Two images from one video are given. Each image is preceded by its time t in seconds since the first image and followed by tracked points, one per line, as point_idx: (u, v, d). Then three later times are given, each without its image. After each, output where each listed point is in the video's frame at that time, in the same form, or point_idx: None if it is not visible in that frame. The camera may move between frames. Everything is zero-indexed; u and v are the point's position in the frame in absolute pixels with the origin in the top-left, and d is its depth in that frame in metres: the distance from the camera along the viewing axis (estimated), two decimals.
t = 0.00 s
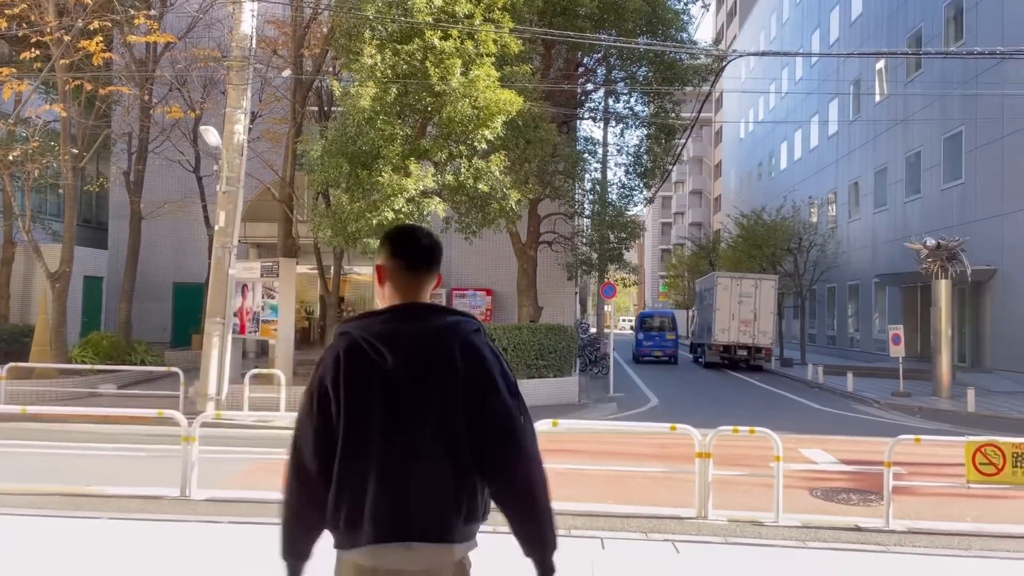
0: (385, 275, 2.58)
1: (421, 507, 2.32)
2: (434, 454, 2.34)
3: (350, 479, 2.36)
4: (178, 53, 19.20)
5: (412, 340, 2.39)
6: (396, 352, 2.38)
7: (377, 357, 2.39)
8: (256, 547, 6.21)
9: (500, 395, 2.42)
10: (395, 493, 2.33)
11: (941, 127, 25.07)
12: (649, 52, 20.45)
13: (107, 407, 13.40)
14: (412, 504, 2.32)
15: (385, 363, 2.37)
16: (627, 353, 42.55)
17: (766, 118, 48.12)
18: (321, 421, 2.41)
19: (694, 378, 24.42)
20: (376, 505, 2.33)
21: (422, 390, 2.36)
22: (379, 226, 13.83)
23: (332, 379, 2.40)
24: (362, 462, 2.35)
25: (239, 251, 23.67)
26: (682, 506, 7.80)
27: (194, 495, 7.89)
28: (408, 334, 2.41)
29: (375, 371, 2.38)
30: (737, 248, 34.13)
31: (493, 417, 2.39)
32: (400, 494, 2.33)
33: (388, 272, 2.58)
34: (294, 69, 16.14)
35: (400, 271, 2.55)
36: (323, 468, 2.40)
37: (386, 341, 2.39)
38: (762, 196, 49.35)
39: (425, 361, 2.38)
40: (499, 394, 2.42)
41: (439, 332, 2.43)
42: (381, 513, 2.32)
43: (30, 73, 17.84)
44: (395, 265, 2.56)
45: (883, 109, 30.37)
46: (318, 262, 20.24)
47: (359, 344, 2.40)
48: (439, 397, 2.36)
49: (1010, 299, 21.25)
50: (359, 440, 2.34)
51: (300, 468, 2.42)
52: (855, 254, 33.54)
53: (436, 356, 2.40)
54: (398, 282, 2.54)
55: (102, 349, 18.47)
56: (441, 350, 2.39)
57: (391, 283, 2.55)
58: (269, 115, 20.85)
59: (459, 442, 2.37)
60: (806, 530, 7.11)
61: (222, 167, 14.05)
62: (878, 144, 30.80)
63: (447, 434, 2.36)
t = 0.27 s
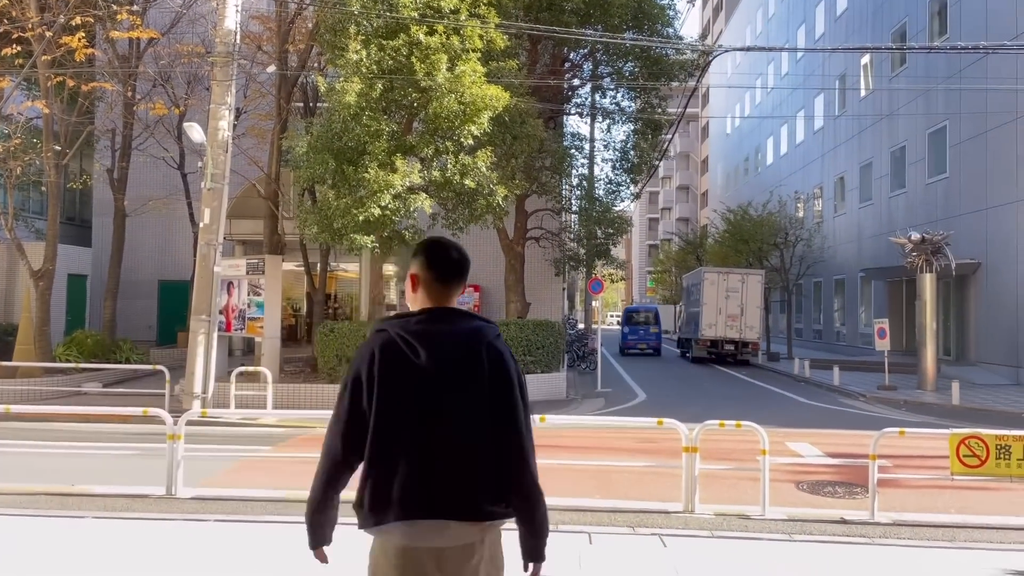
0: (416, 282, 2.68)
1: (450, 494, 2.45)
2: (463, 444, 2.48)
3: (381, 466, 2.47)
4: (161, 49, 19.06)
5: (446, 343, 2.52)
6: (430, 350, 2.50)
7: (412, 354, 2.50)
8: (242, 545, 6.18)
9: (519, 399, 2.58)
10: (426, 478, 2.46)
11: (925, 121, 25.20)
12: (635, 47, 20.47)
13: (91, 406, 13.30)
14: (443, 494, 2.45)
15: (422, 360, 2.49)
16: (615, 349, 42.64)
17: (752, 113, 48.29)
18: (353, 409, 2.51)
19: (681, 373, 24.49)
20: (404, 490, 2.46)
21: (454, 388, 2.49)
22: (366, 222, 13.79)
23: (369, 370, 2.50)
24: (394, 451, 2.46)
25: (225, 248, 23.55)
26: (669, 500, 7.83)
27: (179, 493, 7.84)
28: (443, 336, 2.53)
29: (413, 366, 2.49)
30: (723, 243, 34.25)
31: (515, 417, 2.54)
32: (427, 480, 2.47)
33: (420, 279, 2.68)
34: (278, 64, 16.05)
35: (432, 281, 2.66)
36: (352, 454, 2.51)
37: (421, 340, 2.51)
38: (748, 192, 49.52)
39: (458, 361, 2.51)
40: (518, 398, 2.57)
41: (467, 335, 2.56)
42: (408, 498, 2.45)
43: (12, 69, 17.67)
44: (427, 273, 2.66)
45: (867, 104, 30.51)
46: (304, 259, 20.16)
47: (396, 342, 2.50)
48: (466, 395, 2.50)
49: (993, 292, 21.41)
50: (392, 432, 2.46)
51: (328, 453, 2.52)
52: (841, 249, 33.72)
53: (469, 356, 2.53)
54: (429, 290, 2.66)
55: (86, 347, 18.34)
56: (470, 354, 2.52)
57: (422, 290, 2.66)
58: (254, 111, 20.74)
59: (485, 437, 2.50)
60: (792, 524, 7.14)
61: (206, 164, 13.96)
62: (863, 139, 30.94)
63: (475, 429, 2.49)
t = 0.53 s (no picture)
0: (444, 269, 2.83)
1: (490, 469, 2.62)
2: (501, 426, 2.63)
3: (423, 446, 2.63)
4: (148, 45, 18.94)
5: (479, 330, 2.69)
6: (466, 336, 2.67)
7: (448, 340, 2.65)
8: (232, 542, 6.15)
9: (543, 377, 2.77)
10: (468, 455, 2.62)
11: (913, 115, 25.31)
12: (624, 42, 20.47)
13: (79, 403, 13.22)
14: (484, 468, 2.61)
15: (460, 344, 2.65)
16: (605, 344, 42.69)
17: (742, 108, 48.40)
18: (389, 393, 2.66)
19: (672, 368, 24.54)
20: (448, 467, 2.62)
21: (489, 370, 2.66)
22: (355, 218, 13.76)
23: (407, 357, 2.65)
24: (436, 431, 2.62)
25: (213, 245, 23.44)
26: (659, 493, 7.84)
27: (168, 490, 7.80)
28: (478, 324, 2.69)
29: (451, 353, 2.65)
30: (713, 237, 34.32)
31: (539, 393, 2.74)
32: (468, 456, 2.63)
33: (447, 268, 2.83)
34: (266, 59, 15.97)
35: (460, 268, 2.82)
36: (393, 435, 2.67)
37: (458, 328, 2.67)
38: (737, 186, 49.61)
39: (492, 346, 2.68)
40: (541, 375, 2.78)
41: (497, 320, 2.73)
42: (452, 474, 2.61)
43: None
44: (455, 261, 2.82)
45: (856, 99, 30.62)
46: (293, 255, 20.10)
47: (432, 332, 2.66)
48: (501, 379, 2.65)
49: (981, 286, 21.54)
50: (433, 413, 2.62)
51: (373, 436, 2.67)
52: (830, 243, 33.84)
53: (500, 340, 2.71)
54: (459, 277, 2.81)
55: (74, 345, 18.24)
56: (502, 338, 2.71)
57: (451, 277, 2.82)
58: (242, 107, 20.65)
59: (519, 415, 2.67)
60: (782, 516, 7.16)
61: (193, 160, 13.89)
62: (852, 134, 31.05)
63: (511, 407, 2.65)
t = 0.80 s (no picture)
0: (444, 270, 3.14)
1: (509, 450, 2.93)
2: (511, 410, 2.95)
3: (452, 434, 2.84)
4: (137, 40, 18.82)
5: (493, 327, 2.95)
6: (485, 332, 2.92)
7: (474, 333, 2.90)
8: (223, 538, 6.13)
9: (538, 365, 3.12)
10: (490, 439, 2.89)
11: (904, 109, 25.36)
12: (616, 36, 20.44)
13: (70, 400, 13.16)
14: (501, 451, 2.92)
15: (481, 340, 2.89)
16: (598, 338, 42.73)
17: (734, 102, 48.44)
18: (422, 384, 2.82)
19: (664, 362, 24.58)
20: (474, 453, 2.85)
21: (503, 363, 2.95)
22: (346, 213, 13.72)
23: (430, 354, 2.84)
24: (467, 420, 2.83)
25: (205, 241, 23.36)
26: (651, 487, 7.86)
27: (160, 487, 7.79)
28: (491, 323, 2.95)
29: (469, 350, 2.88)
30: (705, 232, 34.35)
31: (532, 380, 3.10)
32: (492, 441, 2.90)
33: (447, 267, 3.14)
34: (256, 54, 15.89)
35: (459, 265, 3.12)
36: (428, 426, 2.83)
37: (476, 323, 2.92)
38: (730, 181, 49.68)
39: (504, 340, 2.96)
40: (538, 364, 3.11)
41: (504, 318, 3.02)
42: (478, 457, 2.85)
43: None
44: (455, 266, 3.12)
45: (847, 93, 30.67)
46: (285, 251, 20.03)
47: (454, 328, 2.87)
48: (513, 370, 2.97)
49: (971, 279, 21.64)
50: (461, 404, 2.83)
51: (409, 427, 2.82)
52: (821, 237, 33.93)
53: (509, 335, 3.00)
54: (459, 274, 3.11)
55: (65, 342, 18.15)
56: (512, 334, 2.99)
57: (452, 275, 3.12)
58: (233, 102, 20.55)
59: (521, 401, 2.99)
60: (773, 509, 7.19)
61: (184, 155, 13.82)
62: (843, 128, 31.11)
63: (515, 394, 2.97)
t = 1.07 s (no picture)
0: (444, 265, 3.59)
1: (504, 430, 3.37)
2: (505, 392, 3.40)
3: (463, 412, 3.33)
4: (128, 35, 18.70)
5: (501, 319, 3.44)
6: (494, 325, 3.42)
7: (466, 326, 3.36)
8: (217, 536, 6.10)
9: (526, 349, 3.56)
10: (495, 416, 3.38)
11: (898, 103, 25.38)
12: (610, 30, 20.39)
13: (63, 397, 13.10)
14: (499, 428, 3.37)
15: (490, 333, 3.38)
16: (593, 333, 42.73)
17: (728, 97, 48.43)
18: (422, 368, 3.32)
19: (658, 357, 24.60)
20: (480, 429, 3.34)
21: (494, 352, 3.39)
22: (340, 208, 13.66)
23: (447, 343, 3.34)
24: (461, 406, 3.32)
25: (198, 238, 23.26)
26: (645, 482, 7.86)
27: (153, 484, 7.77)
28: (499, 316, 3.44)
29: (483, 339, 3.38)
30: (700, 227, 34.37)
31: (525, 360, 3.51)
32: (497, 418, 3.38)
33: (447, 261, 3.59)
34: (248, 49, 15.81)
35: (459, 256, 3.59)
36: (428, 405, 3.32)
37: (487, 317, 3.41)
38: (724, 175, 49.67)
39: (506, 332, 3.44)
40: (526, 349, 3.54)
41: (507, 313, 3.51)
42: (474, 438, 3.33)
43: None
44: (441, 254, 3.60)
45: (841, 87, 30.68)
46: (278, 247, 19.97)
47: (447, 327, 3.35)
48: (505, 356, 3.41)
49: (964, 273, 21.69)
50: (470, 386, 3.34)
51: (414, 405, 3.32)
52: (815, 232, 33.97)
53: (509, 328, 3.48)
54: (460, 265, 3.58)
55: (58, 339, 18.08)
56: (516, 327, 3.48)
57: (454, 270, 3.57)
58: (225, 97, 20.46)
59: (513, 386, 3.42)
60: (768, 504, 7.19)
61: (176, 151, 13.75)
62: (837, 122, 31.13)
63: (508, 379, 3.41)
